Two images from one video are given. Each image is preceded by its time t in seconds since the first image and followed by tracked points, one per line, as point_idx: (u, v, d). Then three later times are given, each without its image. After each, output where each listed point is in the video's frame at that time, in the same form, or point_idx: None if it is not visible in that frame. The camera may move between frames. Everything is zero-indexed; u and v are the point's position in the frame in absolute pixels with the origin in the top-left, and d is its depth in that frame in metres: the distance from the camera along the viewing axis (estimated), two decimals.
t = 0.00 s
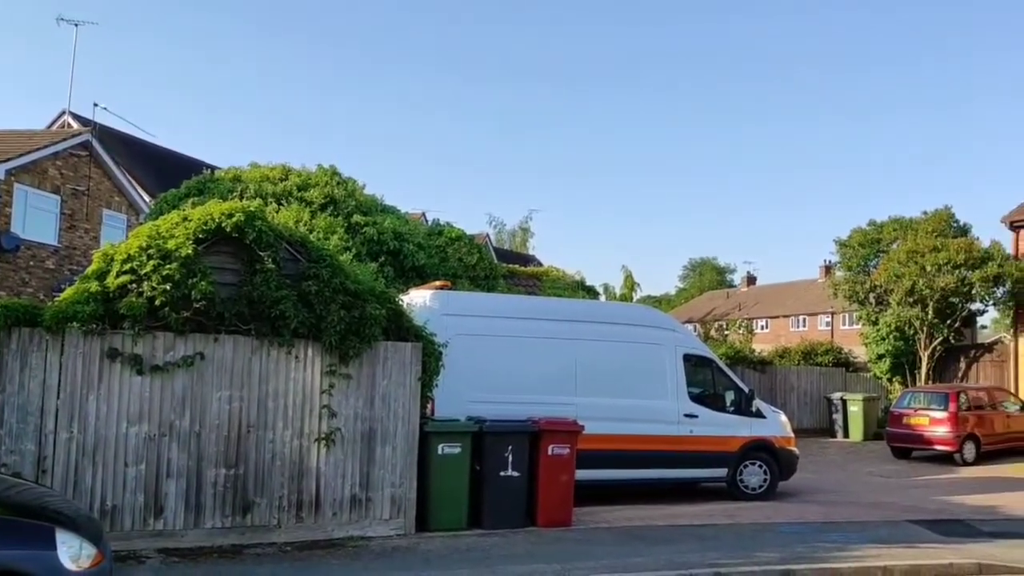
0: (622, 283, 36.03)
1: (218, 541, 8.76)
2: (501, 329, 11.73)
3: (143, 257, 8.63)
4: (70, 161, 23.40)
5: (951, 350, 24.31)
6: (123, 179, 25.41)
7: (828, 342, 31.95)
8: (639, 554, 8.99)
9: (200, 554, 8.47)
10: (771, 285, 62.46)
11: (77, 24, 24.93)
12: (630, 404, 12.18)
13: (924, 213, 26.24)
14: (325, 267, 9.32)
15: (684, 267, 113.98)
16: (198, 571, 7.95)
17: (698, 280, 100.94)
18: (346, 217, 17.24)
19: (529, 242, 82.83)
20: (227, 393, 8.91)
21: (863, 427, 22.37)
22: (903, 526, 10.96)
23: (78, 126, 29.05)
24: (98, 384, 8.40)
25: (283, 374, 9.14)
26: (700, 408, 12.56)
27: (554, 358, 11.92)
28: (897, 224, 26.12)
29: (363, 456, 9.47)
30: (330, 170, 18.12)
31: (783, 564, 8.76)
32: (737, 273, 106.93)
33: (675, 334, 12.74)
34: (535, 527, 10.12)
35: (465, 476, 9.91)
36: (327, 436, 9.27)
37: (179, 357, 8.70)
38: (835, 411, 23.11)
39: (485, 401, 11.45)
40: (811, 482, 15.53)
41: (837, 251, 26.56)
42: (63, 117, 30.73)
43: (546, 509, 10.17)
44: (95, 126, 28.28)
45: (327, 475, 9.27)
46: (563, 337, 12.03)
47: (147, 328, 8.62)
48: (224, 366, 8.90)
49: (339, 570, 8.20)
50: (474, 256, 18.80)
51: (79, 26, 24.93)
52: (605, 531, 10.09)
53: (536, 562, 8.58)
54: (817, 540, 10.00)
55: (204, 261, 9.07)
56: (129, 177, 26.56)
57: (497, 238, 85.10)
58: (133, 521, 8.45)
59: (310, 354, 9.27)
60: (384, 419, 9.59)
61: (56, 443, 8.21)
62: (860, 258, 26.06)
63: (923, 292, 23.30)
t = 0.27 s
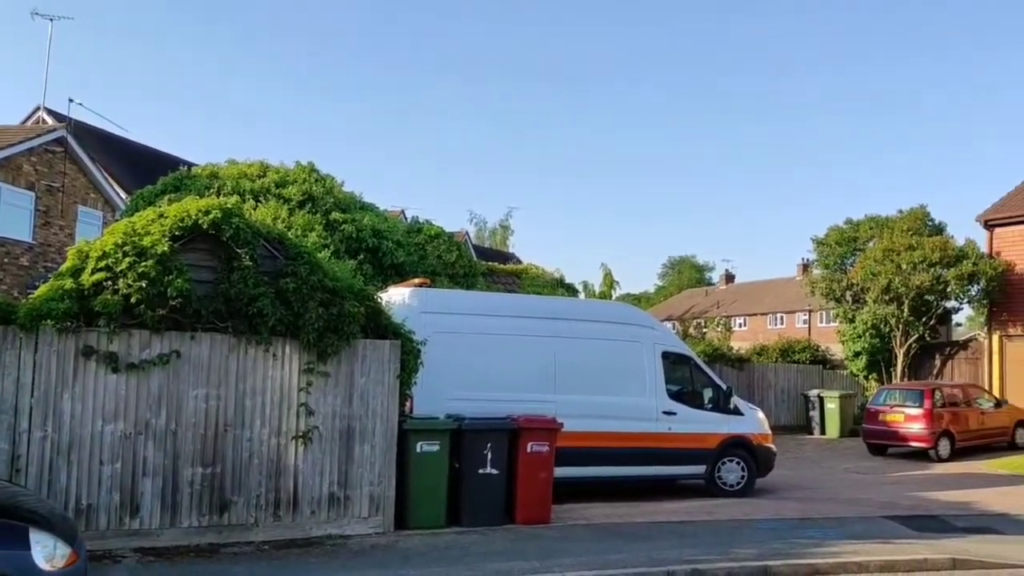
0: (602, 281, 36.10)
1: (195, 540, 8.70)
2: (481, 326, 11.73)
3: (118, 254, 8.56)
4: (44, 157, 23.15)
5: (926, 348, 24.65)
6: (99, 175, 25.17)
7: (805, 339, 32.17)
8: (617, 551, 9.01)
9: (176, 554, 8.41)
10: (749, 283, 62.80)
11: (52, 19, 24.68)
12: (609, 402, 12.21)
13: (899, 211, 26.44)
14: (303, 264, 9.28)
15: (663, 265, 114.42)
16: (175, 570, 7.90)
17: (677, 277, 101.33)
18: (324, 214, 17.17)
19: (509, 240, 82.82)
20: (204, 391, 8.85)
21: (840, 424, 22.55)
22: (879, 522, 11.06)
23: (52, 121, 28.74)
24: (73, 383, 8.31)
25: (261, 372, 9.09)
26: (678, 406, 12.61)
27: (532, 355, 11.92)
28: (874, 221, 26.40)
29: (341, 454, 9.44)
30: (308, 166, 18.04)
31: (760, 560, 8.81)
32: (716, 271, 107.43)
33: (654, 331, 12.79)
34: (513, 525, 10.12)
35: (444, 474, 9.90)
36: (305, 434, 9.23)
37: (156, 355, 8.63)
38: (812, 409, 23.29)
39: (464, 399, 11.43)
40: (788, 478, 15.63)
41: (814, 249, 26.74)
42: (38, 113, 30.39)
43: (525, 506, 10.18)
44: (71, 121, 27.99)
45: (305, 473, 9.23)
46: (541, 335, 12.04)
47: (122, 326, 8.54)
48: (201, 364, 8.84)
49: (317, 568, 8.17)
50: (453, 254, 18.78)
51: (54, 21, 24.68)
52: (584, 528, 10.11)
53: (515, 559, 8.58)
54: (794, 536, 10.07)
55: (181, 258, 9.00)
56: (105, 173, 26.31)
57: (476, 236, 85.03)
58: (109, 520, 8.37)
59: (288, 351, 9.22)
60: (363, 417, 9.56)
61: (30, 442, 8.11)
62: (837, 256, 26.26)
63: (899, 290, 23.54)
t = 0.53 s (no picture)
0: (580, 278, 36.18)
1: (171, 539, 8.65)
2: (459, 324, 11.72)
3: (93, 251, 8.47)
4: (18, 153, 22.91)
5: (901, 344, 24.84)
6: (74, 171, 24.93)
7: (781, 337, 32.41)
8: (595, 548, 9.04)
9: (152, 553, 8.35)
10: (726, 281, 63.19)
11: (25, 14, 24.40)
12: (587, 400, 12.23)
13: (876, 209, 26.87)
14: (280, 261, 9.23)
15: (641, 262, 114.87)
16: (151, 569, 7.84)
17: (656, 275, 101.76)
18: (302, 211, 17.10)
19: (487, 237, 82.79)
20: (180, 388, 8.79)
21: (816, 421, 22.73)
22: (854, 518, 11.16)
23: (26, 117, 28.43)
24: (47, 380, 8.22)
25: (237, 370, 9.04)
26: (656, 402, 12.67)
27: (510, 353, 11.93)
28: (850, 220, 26.78)
29: (319, 452, 9.41)
30: (286, 163, 17.95)
31: (737, 555, 8.86)
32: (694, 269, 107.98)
33: (632, 328, 12.83)
34: (491, 522, 10.13)
35: (422, 472, 9.89)
36: (283, 432, 9.19)
37: (131, 352, 8.56)
38: (788, 405, 23.42)
39: (442, 397, 11.41)
40: (765, 474, 15.74)
41: (791, 247, 27.06)
42: (11, 108, 30.05)
43: (504, 503, 10.19)
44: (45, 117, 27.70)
45: (282, 471, 9.19)
46: (519, 332, 12.04)
47: (97, 323, 8.47)
48: (176, 362, 8.78)
49: (294, 566, 8.14)
50: (431, 251, 18.77)
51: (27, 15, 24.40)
52: (562, 525, 10.14)
53: (494, 556, 8.58)
54: (771, 532, 10.14)
55: (156, 255, 8.93)
56: (79, 169, 26.06)
57: (455, 233, 85.00)
58: (83, 519, 8.29)
59: (265, 348, 9.18)
60: (340, 414, 9.53)
61: (4, 441, 8.01)
62: (814, 254, 26.56)
63: (874, 287, 23.65)
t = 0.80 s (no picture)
0: (560, 275, 36.23)
1: (147, 537, 8.58)
2: (438, 321, 11.70)
3: (67, 247, 8.36)
4: None
5: (878, 341, 25.06)
6: (49, 166, 24.68)
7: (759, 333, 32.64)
8: (575, 544, 9.06)
9: (129, 551, 8.28)
10: (705, 278, 63.50)
11: None
12: (566, 396, 12.25)
13: (852, 207, 26.85)
14: (258, 257, 9.17)
15: (621, 259, 115.20)
16: (127, 568, 7.78)
17: (635, 272, 102.06)
18: (280, 207, 17.01)
19: (467, 234, 82.75)
20: (157, 386, 8.72)
21: (794, 417, 22.88)
22: (831, 513, 11.25)
23: None
24: (21, 378, 8.13)
25: (214, 367, 8.99)
26: (635, 399, 12.71)
27: (489, 350, 11.92)
28: (828, 217, 26.75)
29: (297, 449, 9.36)
30: (264, 159, 17.85)
31: (715, 551, 8.91)
32: (674, 266, 108.40)
33: (611, 325, 12.86)
34: (471, 519, 10.12)
35: (401, 469, 9.87)
36: (260, 429, 9.14)
37: (106, 350, 8.49)
38: (767, 401, 23.57)
39: (421, 394, 11.39)
40: (743, 470, 15.83)
41: (770, 244, 27.07)
42: None
43: (483, 500, 10.18)
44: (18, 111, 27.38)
45: (260, 469, 9.15)
46: (498, 329, 12.04)
47: (72, 320, 8.38)
48: (153, 359, 8.71)
49: (273, 564, 8.11)
50: (411, 248, 18.73)
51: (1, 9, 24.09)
52: (541, 521, 10.15)
53: (473, 553, 8.58)
54: (749, 528, 10.20)
55: (132, 251, 8.84)
56: (55, 164, 25.80)
57: (435, 230, 84.87)
58: (58, 518, 8.21)
59: (242, 346, 9.13)
60: (319, 411, 9.49)
61: None
62: (792, 251, 26.62)
63: (851, 284, 23.81)
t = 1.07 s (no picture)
0: (541, 272, 36.25)
1: (125, 536, 8.52)
2: (418, 318, 11.67)
3: (43, 243, 8.25)
4: None
5: (856, 338, 25.20)
6: (25, 161, 24.44)
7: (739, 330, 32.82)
8: (556, 540, 9.08)
9: (106, 550, 8.22)
10: (686, 275, 63.74)
11: None
12: (547, 393, 12.26)
13: (831, 205, 27.03)
14: (237, 254, 9.11)
15: (602, 256, 115.44)
16: (104, 567, 7.71)
17: (617, 269, 102.27)
18: (260, 203, 16.92)
19: (448, 230, 82.65)
20: (134, 383, 8.66)
21: (773, 413, 23.01)
22: (810, 509, 11.33)
23: None
24: None
25: (193, 364, 8.93)
26: (616, 396, 12.74)
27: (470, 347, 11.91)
28: (807, 215, 26.87)
29: (276, 447, 9.32)
30: (243, 155, 17.74)
31: (695, 547, 8.94)
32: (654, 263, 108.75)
33: (592, 322, 12.87)
34: (451, 516, 10.11)
35: (381, 466, 9.84)
36: (240, 427, 9.09)
37: (83, 347, 8.41)
38: (747, 398, 23.68)
39: (401, 391, 11.37)
40: (723, 466, 15.91)
41: (750, 241, 27.22)
42: None
43: (464, 497, 10.18)
44: None
45: (239, 466, 9.10)
46: (479, 326, 12.03)
47: (48, 317, 8.29)
48: (130, 356, 8.65)
49: (252, 562, 8.07)
50: (391, 244, 18.68)
51: None
52: (522, 518, 10.16)
53: (454, 550, 8.58)
54: (728, 523, 10.26)
55: (109, 247, 8.76)
56: (31, 159, 25.55)
57: (416, 227, 84.72)
58: (35, 517, 8.14)
59: (221, 343, 9.08)
60: (299, 408, 9.46)
61: None
62: (771, 248, 26.78)
63: (830, 282, 23.95)
